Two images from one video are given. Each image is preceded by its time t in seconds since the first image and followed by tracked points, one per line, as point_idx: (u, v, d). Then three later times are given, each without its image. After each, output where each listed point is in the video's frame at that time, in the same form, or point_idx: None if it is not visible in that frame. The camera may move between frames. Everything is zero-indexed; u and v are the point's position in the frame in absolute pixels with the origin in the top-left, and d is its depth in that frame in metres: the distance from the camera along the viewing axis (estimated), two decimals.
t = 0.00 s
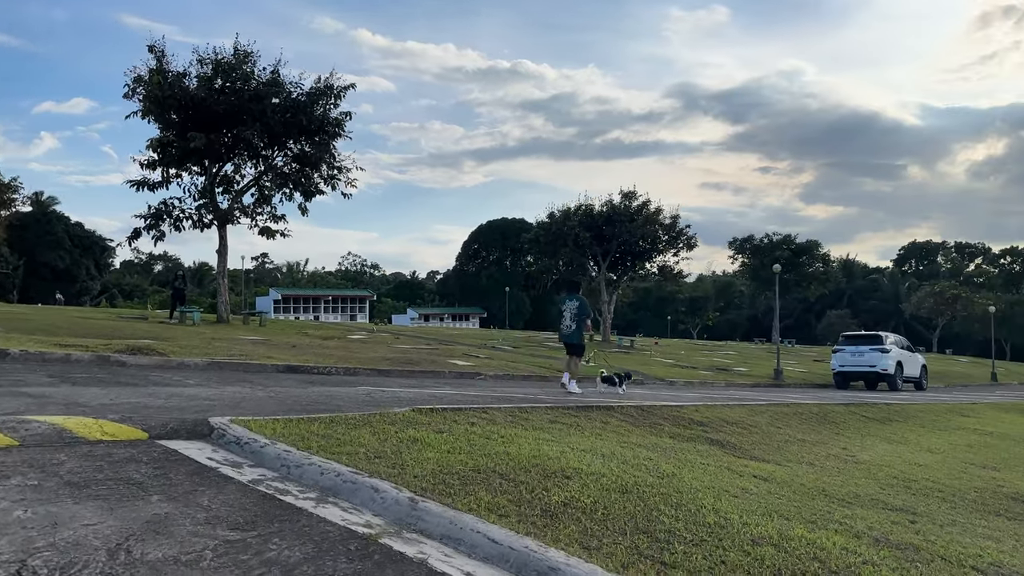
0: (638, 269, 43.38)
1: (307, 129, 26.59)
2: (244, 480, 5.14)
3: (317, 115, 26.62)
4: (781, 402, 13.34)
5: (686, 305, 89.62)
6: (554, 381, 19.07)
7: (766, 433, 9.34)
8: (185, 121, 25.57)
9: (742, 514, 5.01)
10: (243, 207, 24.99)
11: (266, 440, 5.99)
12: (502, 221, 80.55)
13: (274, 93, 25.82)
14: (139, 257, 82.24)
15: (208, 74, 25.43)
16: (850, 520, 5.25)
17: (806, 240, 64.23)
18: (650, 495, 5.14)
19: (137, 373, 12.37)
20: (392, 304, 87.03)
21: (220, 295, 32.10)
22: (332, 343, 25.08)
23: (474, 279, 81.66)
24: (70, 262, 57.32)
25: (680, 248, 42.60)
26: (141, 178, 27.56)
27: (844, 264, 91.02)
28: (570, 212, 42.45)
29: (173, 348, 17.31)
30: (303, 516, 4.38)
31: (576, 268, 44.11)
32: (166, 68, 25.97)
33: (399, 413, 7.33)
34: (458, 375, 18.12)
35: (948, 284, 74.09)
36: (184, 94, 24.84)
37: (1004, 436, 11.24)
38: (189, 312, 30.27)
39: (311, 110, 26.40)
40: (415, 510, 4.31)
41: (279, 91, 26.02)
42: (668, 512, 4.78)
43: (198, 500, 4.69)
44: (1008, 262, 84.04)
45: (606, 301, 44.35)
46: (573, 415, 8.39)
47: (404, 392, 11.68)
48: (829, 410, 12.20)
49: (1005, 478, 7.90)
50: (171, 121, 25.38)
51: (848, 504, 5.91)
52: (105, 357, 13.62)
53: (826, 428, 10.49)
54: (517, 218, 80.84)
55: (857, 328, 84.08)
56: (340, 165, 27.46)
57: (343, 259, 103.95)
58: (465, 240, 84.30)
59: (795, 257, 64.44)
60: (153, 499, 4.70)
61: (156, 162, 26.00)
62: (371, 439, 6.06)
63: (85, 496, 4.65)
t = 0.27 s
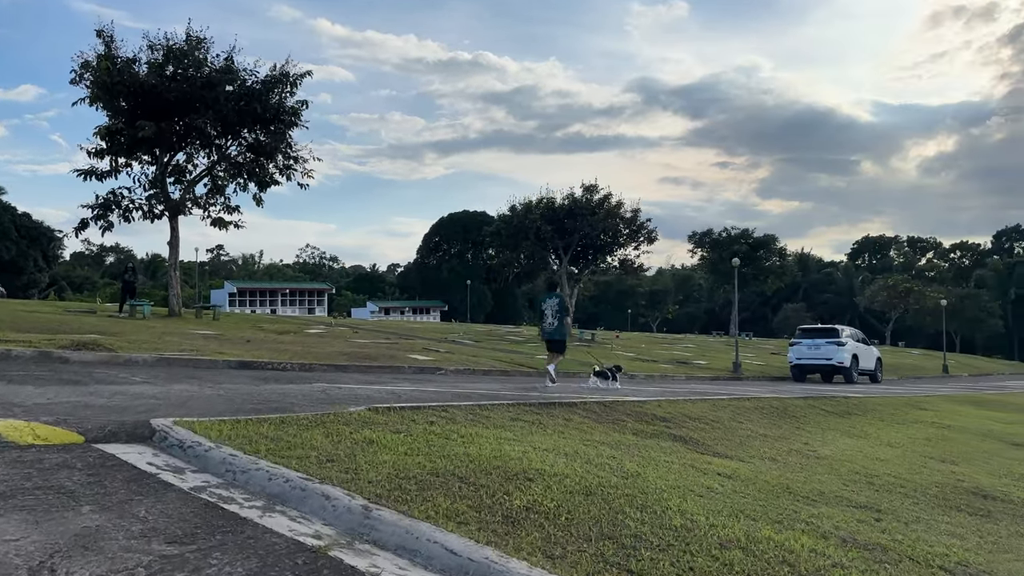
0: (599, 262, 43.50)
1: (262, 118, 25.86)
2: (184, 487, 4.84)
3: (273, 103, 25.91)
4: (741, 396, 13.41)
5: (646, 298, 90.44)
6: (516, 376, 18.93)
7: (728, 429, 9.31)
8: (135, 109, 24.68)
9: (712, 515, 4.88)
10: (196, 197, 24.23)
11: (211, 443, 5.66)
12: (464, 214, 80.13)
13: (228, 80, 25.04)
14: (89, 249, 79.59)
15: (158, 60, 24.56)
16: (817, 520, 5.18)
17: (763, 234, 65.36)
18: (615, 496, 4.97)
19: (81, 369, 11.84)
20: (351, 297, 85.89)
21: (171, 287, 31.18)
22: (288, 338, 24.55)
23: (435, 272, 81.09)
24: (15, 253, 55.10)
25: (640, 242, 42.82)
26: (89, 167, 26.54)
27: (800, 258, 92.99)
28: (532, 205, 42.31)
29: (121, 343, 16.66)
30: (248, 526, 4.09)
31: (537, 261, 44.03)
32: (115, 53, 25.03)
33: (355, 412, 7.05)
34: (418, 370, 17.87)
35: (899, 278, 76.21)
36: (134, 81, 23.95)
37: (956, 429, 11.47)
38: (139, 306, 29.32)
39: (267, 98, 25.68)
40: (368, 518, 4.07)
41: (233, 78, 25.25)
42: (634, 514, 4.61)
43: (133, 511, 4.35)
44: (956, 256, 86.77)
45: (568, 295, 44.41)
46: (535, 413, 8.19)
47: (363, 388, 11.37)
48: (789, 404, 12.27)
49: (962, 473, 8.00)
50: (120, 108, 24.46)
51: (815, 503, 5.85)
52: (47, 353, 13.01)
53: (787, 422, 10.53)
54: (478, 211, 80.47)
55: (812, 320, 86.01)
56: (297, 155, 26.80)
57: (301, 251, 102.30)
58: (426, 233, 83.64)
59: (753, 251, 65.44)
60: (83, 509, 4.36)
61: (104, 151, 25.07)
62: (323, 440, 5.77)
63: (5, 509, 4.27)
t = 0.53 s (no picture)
0: (564, 256, 43.51)
1: (220, 106, 25.14)
2: (129, 491, 4.53)
3: (231, 91, 25.19)
4: (706, 389, 13.45)
5: (610, 292, 91.00)
6: (481, 370, 18.78)
7: (695, 422, 9.27)
8: (87, 95, 23.81)
9: (683, 514, 4.77)
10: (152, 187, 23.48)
11: (160, 442, 5.35)
12: (428, 207, 79.60)
13: (185, 67, 24.28)
14: (39, 241, 76.99)
15: (112, 46, 23.72)
16: (788, 518, 5.12)
17: (726, 229, 66.20)
18: (585, 495, 4.82)
19: (26, 365, 11.32)
20: (313, 290, 84.67)
21: (126, 280, 30.24)
22: (247, 331, 23.98)
23: (399, 265, 80.42)
24: None
25: (605, 235, 42.92)
26: (39, 156, 25.57)
27: (760, 253, 94.45)
28: (497, 198, 42.08)
29: (72, 337, 16.03)
30: (196, 533, 3.82)
31: (502, 254, 43.85)
32: (66, 38, 24.13)
33: (315, 408, 6.80)
34: (381, 365, 17.59)
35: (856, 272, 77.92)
36: (86, 66, 23.09)
37: (916, 422, 11.67)
38: (92, 299, 28.39)
39: (225, 86, 24.96)
40: (326, 522, 3.84)
41: (190, 65, 24.49)
42: (605, 515, 4.46)
43: (70, 518, 4.05)
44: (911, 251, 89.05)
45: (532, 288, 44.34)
46: (501, 408, 8.02)
47: (324, 384, 11.09)
48: (754, 397, 12.33)
49: (924, 466, 8.10)
50: (71, 95, 23.58)
51: (784, 499, 5.80)
52: None
53: (753, 415, 10.55)
54: (443, 204, 79.99)
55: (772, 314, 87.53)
56: (256, 144, 26.12)
57: (262, 243, 100.56)
58: (389, 226, 82.86)
59: (715, 245, 66.21)
60: (17, 518, 4.03)
61: (54, 139, 24.15)
62: (280, 439, 5.51)
63: None
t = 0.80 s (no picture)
0: (535, 250, 43.37)
1: (184, 95, 24.40)
2: (80, 499, 4.22)
3: (195, 80, 24.47)
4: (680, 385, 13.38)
5: (580, 287, 91.24)
6: (451, 366, 18.53)
7: (671, 419, 9.16)
8: (45, 82, 22.96)
9: (666, 517, 4.62)
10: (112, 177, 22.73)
11: (115, 446, 5.03)
12: (398, 200, 78.98)
13: (147, 55, 23.53)
14: None
15: (71, 32, 22.90)
16: (774, 520, 5.00)
17: (694, 224, 66.78)
18: (568, 499, 4.63)
19: None
20: (280, 284, 83.42)
21: (85, 273, 29.34)
22: (210, 326, 23.39)
23: (368, 259, 79.63)
24: None
25: (576, 230, 42.87)
26: None
27: (728, 248, 95.46)
28: (467, 192, 41.75)
29: (25, 332, 15.39)
30: (150, 547, 3.55)
31: (473, 248, 43.56)
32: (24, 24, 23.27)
33: (281, 408, 6.49)
34: (350, 361, 17.25)
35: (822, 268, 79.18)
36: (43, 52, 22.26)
37: (888, 419, 11.79)
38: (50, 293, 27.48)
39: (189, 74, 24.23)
40: (292, 533, 3.60)
41: (153, 53, 23.74)
42: (587, 520, 4.29)
43: (11, 531, 3.73)
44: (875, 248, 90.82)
45: (503, 283, 44.16)
46: (473, 406, 7.79)
47: (293, 381, 10.78)
48: (729, 393, 12.31)
49: (899, 463, 8.13)
50: (28, 82, 22.73)
51: (767, 500, 5.72)
52: None
53: (728, 411, 10.52)
54: (413, 197, 79.43)
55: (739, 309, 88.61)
56: (221, 134, 25.43)
57: (228, 236, 98.64)
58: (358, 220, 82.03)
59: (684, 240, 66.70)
60: None
61: (10, 127, 23.28)
62: (246, 442, 5.22)
63: None
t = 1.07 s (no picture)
0: (512, 246, 43.20)
1: (153, 85, 23.77)
2: (37, 512, 3.94)
3: (165, 70, 23.85)
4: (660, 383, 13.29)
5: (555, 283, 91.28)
6: (428, 363, 18.31)
7: (652, 418, 9.04)
8: (10, 72, 22.24)
9: (655, 524, 4.47)
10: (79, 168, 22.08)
11: (76, 453, 4.74)
12: (372, 195, 78.39)
13: (115, 44, 22.88)
14: None
15: (37, 20, 22.20)
16: (766, 525, 4.89)
17: (670, 221, 67.14)
18: (555, 505, 4.46)
19: None
20: (252, 279, 82.20)
21: (50, 268, 28.53)
22: (180, 322, 22.86)
23: (342, 254, 78.89)
24: None
25: (553, 226, 42.78)
26: None
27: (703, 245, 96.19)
28: (444, 186, 41.41)
29: None
30: (113, 564, 3.30)
31: (448, 244, 43.28)
32: None
33: (254, 409, 6.24)
34: (324, 358, 16.95)
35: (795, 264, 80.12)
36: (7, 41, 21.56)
37: (865, 416, 11.87)
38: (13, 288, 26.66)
39: (158, 65, 23.60)
40: (266, 548, 3.39)
41: (121, 42, 23.10)
42: (575, 528, 4.13)
43: None
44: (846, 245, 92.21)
45: (479, 279, 43.95)
46: (453, 406, 7.60)
47: (267, 380, 10.51)
48: (708, 390, 12.27)
49: (882, 462, 8.13)
50: None
51: (755, 503, 5.63)
52: None
53: (709, 409, 10.45)
54: (388, 192, 78.86)
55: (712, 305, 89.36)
56: (192, 126, 24.83)
57: (198, 230, 96.97)
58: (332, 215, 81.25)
59: (659, 236, 67.04)
60: None
61: None
62: (216, 447, 4.98)
63: None
